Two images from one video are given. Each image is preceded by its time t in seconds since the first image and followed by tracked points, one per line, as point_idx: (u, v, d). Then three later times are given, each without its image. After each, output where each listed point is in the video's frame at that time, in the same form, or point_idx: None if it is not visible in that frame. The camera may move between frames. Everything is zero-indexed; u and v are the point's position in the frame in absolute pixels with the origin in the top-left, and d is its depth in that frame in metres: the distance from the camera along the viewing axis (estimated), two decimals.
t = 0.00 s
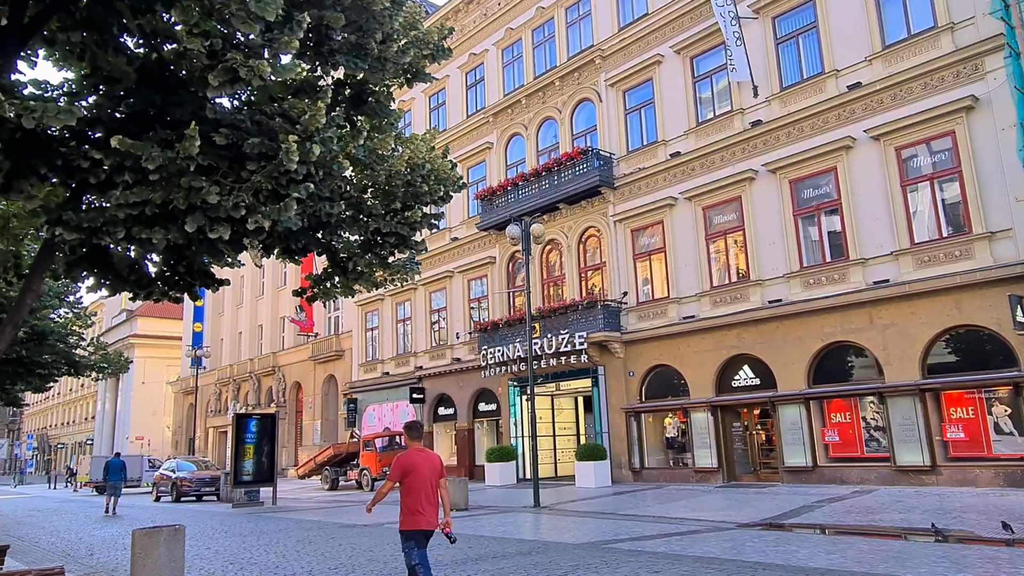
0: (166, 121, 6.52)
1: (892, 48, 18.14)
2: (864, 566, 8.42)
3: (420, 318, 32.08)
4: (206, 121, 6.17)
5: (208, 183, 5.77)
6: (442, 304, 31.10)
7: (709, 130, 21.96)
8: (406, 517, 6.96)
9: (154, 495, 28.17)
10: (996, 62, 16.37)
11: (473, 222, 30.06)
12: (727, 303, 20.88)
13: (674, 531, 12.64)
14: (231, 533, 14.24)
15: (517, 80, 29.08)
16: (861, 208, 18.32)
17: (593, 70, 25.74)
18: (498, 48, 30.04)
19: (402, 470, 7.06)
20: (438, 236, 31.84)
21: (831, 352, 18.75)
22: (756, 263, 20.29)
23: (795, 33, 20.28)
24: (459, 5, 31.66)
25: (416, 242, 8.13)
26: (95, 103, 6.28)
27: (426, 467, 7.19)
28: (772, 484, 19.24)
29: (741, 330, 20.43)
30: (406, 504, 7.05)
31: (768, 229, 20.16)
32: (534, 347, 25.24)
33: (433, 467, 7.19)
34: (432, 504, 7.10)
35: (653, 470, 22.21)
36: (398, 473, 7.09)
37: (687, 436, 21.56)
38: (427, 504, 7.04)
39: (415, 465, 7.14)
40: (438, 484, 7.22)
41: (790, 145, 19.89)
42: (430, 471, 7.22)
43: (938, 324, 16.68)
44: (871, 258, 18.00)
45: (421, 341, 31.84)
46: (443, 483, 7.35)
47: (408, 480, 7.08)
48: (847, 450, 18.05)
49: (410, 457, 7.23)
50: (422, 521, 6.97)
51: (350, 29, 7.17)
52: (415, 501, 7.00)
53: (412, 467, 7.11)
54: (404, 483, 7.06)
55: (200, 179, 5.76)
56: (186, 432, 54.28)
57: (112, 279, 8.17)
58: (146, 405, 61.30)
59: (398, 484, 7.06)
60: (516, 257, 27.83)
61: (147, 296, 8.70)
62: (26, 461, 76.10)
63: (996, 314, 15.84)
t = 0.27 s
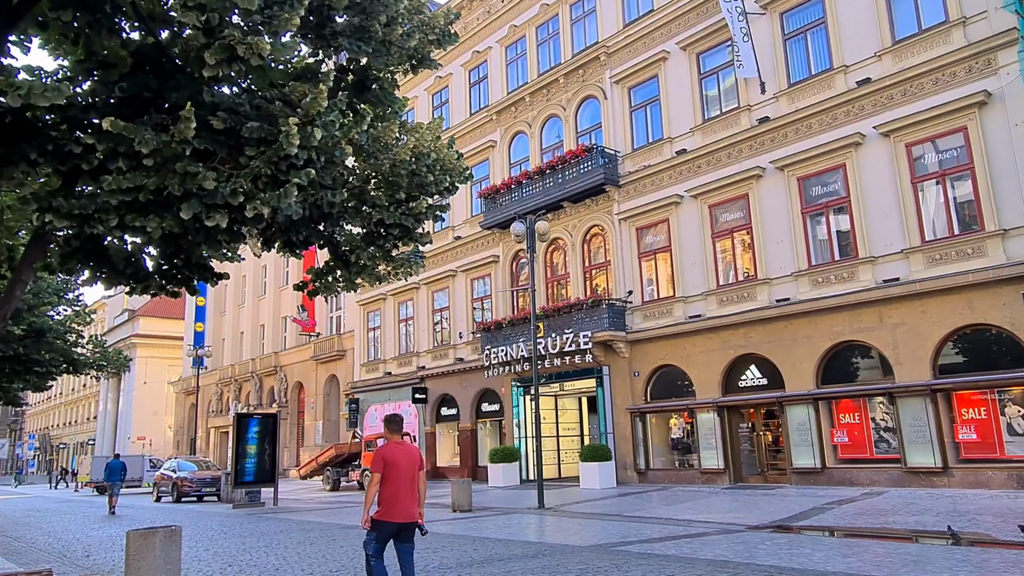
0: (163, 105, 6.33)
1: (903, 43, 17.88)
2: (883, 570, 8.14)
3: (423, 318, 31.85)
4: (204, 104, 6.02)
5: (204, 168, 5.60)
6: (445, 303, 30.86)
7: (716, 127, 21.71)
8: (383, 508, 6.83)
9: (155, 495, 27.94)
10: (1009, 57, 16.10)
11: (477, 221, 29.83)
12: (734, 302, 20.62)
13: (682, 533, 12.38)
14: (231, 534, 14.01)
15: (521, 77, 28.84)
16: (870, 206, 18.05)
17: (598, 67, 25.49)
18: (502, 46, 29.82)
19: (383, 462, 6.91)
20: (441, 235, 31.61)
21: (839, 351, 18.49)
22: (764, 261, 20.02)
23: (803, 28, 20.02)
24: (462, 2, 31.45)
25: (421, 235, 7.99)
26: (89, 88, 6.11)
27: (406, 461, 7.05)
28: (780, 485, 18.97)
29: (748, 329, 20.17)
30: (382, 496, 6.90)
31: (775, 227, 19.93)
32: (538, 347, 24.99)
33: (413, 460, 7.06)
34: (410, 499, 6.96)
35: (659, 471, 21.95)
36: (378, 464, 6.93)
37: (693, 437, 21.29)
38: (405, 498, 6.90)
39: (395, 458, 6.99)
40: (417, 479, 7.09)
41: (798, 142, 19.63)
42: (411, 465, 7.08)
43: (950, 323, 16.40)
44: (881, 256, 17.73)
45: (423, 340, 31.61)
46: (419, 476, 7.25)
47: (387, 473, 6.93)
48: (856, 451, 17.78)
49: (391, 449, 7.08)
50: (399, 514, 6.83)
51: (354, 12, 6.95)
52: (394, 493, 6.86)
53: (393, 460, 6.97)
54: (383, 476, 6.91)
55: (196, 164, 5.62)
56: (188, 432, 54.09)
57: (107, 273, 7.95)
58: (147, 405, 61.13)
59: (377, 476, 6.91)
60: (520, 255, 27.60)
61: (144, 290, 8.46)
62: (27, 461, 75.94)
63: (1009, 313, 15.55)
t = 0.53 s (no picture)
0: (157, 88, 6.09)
1: (914, 36, 17.56)
2: None
3: (424, 316, 31.54)
4: (200, 85, 5.83)
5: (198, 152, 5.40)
6: (447, 302, 30.54)
7: (723, 123, 21.39)
8: (353, 517, 6.72)
9: (153, 495, 27.63)
10: None
11: (479, 219, 29.52)
12: (741, 300, 20.30)
13: (692, 536, 12.07)
14: (229, 537, 13.69)
15: (524, 73, 28.53)
16: (881, 202, 17.73)
17: (602, 62, 25.17)
18: (505, 41, 29.50)
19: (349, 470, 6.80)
20: (443, 233, 31.30)
21: (849, 350, 18.17)
22: (772, 259, 19.71)
23: (811, 22, 19.70)
24: None
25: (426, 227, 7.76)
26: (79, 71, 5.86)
27: (374, 467, 6.96)
28: (788, 487, 18.65)
29: (755, 328, 19.85)
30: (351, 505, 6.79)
31: (783, 224, 19.61)
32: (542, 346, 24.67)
33: (380, 466, 6.99)
34: (379, 507, 6.86)
35: (664, 471, 21.64)
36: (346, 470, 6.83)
37: (699, 437, 20.98)
38: (374, 504, 6.81)
39: (363, 465, 6.89)
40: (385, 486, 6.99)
41: (807, 138, 19.31)
42: (378, 471, 6.98)
43: (963, 321, 16.09)
44: (892, 253, 17.41)
45: (425, 339, 31.31)
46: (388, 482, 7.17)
47: (355, 480, 6.81)
48: (866, 451, 17.48)
49: (358, 456, 6.97)
50: (368, 520, 6.73)
51: None
52: (363, 501, 6.76)
53: (361, 466, 6.88)
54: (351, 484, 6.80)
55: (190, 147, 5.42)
56: (187, 431, 53.77)
57: (99, 264, 7.63)
58: (147, 405, 60.82)
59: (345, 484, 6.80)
60: (523, 253, 27.30)
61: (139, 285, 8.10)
62: (25, 461, 75.63)
63: None
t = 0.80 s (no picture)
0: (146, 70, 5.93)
1: (922, 30, 17.30)
2: None
3: (424, 314, 31.29)
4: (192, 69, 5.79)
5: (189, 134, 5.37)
6: (447, 299, 30.29)
7: (727, 118, 21.14)
8: (325, 514, 6.84)
9: (151, 494, 27.37)
10: None
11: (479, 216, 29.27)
12: (745, 298, 20.05)
13: (698, 538, 11.80)
14: (225, 537, 13.44)
15: (526, 69, 28.27)
16: (888, 198, 17.48)
17: (604, 57, 24.92)
18: (506, 37, 29.23)
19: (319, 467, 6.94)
20: (443, 230, 31.05)
21: (855, 349, 17.91)
22: (777, 255, 19.45)
23: (817, 16, 19.44)
24: None
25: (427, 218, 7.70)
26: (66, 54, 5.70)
27: (344, 465, 7.10)
28: (793, 487, 18.40)
29: (760, 326, 19.60)
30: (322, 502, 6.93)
31: (788, 221, 19.36)
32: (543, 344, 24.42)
33: (351, 464, 7.12)
34: (350, 502, 7.00)
35: (666, 471, 21.39)
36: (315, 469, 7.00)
37: (702, 437, 20.73)
38: (345, 500, 6.94)
39: (333, 463, 7.04)
40: (357, 483, 7.13)
41: (813, 133, 19.06)
42: (349, 469, 7.13)
43: (972, 319, 15.83)
44: (899, 250, 17.15)
45: (425, 337, 31.06)
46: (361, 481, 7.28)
47: (325, 478, 6.97)
48: (873, 451, 17.22)
49: (327, 453, 7.13)
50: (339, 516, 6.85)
51: None
52: (333, 498, 6.89)
53: (331, 464, 7.02)
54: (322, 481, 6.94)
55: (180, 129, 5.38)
56: (186, 429, 53.54)
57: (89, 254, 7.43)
58: (146, 403, 60.58)
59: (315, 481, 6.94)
60: (524, 250, 27.06)
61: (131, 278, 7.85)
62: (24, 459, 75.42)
63: None
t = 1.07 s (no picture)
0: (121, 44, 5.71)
1: (932, 24, 16.98)
2: None
3: (424, 312, 30.98)
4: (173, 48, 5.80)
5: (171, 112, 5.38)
6: (447, 297, 29.98)
7: (732, 115, 20.84)
8: (285, 512, 6.82)
9: (147, 493, 27.06)
10: None
11: (480, 213, 28.97)
12: (750, 297, 19.73)
13: (703, 542, 11.48)
14: (218, 538, 13.13)
15: (528, 65, 27.97)
16: (896, 196, 17.16)
17: (607, 53, 24.60)
18: (508, 32, 28.92)
19: (285, 465, 6.92)
20: (443, 228, 30.73)
21: (862, 349, 17.61)
22: (782, 254, 19.14)
23: (825, 11, 19.12)
24: None
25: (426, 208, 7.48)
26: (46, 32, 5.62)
27: (308, 464, 7.11)
28: (798, 489, 18.09)
29: (764, 325, 19.28)
30: (283, 500, 6.89)
31: (794, 219, 19.04)
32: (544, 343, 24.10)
33: (315, 464, 7.14)
34: (312, 502, 7.00)
35: (669, 472, 21.09)
36: (280, 468, 6.95)
37: (705, 438, 20.42)
38: (308, 500, 6.94)
39: (297, 462, 7.02)
40: (319, 484, 7.14)
41: (820, 129, 18.74)
42: (313, 470, 7.13)
43: (983, 318, 15.50)
44: (908, 248, 16.84)
45: (424, 336, 30.75)
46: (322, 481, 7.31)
47: (289, 476, 6.95)
48: (879, 453, 16.90)
49: (292, 452, 7.12)
50: (301, 516, 6.84)
51: None
52: (297, 497, 6.89)
53: (296, 463, 7.01)
54: (286, 479, 6.92)
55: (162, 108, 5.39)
56: (184, 428, 53.23)
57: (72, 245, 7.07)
58: (144, 401, 60.28)
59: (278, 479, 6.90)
60: (525, 248, 26.77)
61: (116, 270, 7.54)
62: (22, 457, 75.11)
63: None
